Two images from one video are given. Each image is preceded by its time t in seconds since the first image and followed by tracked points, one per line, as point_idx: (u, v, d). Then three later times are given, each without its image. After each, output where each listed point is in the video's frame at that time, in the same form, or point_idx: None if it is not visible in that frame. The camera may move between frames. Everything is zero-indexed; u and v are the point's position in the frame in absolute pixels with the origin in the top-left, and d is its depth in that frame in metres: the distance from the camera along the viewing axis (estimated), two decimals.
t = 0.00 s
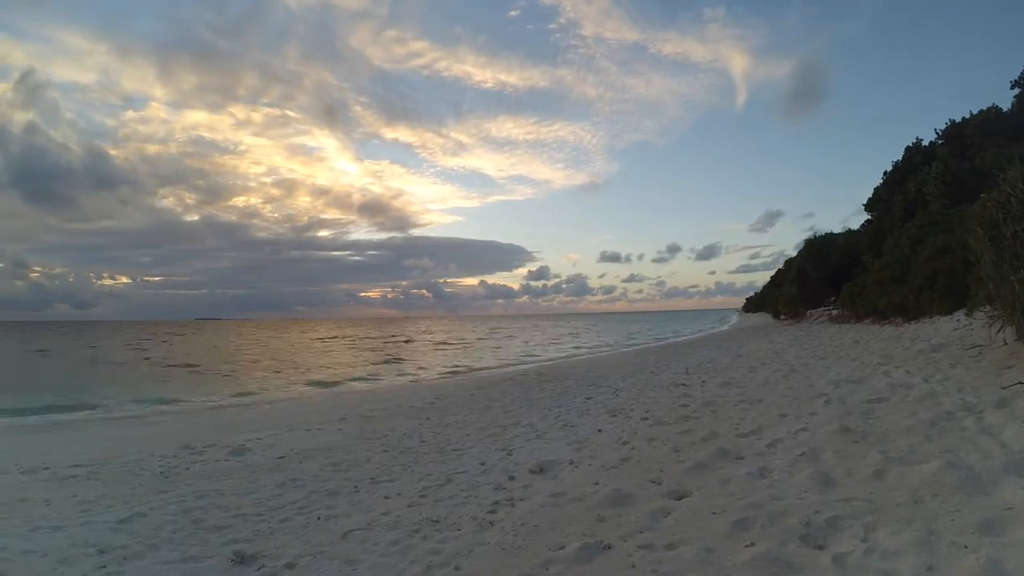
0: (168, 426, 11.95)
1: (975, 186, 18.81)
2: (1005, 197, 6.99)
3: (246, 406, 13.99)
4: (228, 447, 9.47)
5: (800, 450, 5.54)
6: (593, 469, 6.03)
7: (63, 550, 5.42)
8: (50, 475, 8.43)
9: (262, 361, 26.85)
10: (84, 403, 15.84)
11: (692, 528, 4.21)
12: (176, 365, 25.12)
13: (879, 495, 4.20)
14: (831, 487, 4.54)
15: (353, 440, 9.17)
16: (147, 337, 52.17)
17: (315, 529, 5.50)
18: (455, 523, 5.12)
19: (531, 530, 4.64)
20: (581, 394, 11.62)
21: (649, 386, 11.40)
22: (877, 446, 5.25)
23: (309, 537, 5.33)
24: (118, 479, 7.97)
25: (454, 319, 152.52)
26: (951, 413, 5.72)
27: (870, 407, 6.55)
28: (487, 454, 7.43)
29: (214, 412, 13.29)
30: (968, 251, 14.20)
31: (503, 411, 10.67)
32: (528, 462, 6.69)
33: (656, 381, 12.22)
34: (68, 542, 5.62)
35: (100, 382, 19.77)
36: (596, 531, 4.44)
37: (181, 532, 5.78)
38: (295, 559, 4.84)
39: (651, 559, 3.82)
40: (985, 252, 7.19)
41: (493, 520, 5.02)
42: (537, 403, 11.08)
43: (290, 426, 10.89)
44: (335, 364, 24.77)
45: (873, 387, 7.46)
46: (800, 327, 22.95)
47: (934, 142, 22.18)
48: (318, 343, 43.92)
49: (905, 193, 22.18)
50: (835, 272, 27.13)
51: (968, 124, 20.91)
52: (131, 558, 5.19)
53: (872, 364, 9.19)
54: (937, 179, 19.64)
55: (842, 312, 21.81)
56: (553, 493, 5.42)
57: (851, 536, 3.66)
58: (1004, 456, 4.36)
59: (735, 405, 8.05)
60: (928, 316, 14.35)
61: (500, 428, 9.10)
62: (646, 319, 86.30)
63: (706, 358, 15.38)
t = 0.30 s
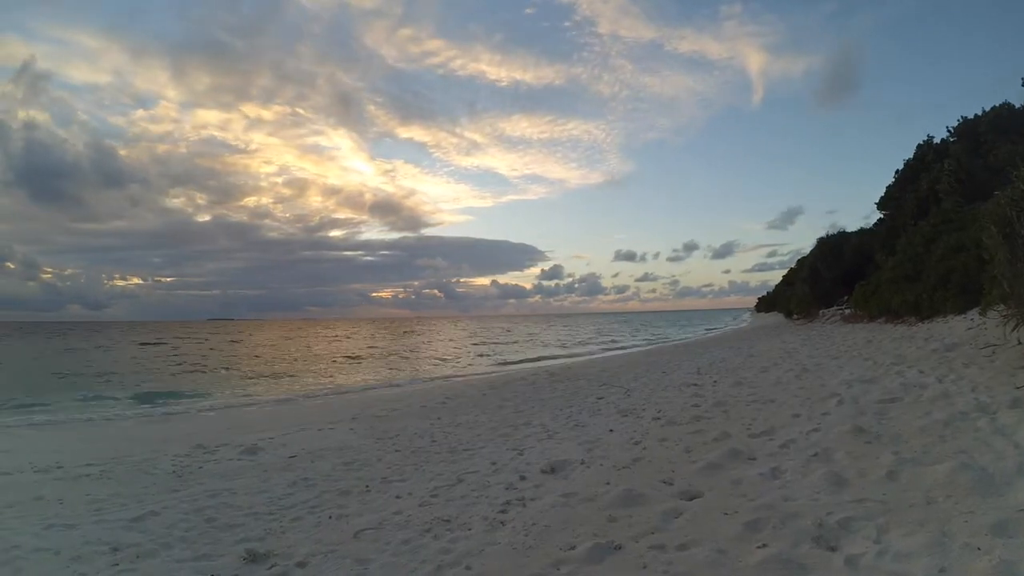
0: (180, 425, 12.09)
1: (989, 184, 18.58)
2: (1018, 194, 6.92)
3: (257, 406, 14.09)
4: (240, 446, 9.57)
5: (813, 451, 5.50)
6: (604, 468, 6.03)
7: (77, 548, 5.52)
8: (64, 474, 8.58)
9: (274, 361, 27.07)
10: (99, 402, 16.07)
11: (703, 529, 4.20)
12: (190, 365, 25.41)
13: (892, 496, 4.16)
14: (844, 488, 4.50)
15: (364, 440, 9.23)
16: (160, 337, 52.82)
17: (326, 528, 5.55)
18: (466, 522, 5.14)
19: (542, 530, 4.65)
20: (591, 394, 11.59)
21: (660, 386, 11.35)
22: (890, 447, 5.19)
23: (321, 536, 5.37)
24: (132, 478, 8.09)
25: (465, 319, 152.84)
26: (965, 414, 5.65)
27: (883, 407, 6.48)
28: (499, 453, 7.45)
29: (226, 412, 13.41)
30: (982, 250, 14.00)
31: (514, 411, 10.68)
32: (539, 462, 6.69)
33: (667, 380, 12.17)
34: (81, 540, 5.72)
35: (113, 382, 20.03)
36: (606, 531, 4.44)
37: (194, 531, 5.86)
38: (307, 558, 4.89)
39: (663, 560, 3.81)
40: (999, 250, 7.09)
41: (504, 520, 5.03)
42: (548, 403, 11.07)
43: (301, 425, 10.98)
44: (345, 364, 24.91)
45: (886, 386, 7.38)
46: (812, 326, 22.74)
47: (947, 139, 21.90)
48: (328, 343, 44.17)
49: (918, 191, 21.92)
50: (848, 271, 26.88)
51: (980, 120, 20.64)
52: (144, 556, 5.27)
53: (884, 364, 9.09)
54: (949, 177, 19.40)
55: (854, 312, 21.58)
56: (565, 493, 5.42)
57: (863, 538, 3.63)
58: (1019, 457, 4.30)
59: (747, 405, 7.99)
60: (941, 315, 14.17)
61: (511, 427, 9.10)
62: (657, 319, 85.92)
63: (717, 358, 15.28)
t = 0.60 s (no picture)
0: (194, 425, 12.22)
1: (1003, 181, 18.31)
2: None
3: (269, 406, 14.20)
4: (252, 445, 9.66)
5: (826, 451, 5.45)
6: (615, 469, 6.01)
7: (89, 546, 5.61)
8: (78, 473, 8.72)
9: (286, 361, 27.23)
10: (114, 402, 16.28)
11: (714, 530, 4.18)
12: (203, 365, 25.65)
13: (905, 497, 4.11)
14: (856, 489, 4.46)
15: (376, 440, 9.28)
16: (175, 338, 53.45)
17: (338, 527, 5.59)
18: (478, 522, 5.15)
19: (553, 530, 4.64)
20: (602, 394, 11.56)
21: (672, 386, 11.29)
22: (903, 447, 5.13)
23: (332, 535, 5.41)
24: (145, 477, 8.20)
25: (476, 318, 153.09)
26: (979, 414, 5.57)
27: (896, 407, 6.41)
28: (510, 453, 7.45)
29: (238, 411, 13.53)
30: (996, 248, 13.81)
31: (525, 411, 10.68)
32: (551, 462, 6.69)
33: (678, 380, 12.10)
34: (94, 539, 5.81)
35: (128, 382, 20.27)
36: (617, 531, 4.43)
37: (207, 529, 5.92)
38: (318, 557, 4.92)
39: (674, 561, 3.80)
40: (1012, 248, 6.99)
41: (515, 520, 5.04)
42: (559, 403, 11.05)
43: (312, 425, 11.05)
44: (356, 364, 25.03)
45: (899, 386, 7.29)
46: (825, 326, 22.50)
47: (960, 136, 21.61)
48: (339, 343, 44.44)
49: (931, 189, 21.64)
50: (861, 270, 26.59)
51: (993, 116, 20.35)
52: (156, 554, 5.34)
53: (897, 364, 8.99)
54: (962, 174, 19.14)
55: (868, 311, 21.34)
56: (576, 493, 5.42)
57: (876, 539, 3.59)
58: None
59: (759, 405, 7.93)
60: (955, 314, 13.99)
61: (522, 428, 9.09)
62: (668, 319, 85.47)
63: (729, 357, 15.17)
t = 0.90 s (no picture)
0: (206, 424, 12.34)
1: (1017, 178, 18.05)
2: None
3: (280, 406, 14.29)
4: (264, 445, 9.75)
5: (838, 451, 5.41)
6: (627, 469, 6.00)
7: (103, 544, 5.69)
8: (93, 472, 8.84)
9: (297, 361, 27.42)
10: (128, 402, 16.47)
11: (726, 530, 4.16)
12: (215, 365, 25.87)
13: (918, 498, 4.07)
14: (869, 489, 4.42)
15: (388, 439, 9.33)
16: (188, 338, 53.98)
17: (350, 526, 5.63)
18: (489, 522, 5.17)
19: (564, 530, 4.65)
20: (613, 394, 11.52)
21: (684, 386, 11.23)
22: (917, 448, 5.08)
23: (345, 534, 5.45)
24: (158, 476, 8.30)
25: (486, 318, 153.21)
26: (993, 414, 5.50)
27: (910, 407, 6.34)
28: (522, 453, 7.46)
29: (250, 411, 13.64)
30: (1010, 246, 13.63)
31: (537, 411, 10.67)
32: (562, 462, 6.68)
33: (690, 380, 12.03)
34: (107, 537, 5.90)
35: (142, 382, 20.50)
36: (629, 532, 4.42)
37: (219, 528, 5.99)
38: (330, 555, 4.97)
39: (685, 561, 3.79)
40: None
41: (526, 520, 5.04)
42: (570, 403, 11.03)
43: (324, 425, 11.12)
44: (366, 364, 25.11)
45: (912, 386, 7.21)
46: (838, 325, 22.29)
47: (973, 133, 21.33)
48: (350, 343, 44.66)
49: (944, 187, 21.37)
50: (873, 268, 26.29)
51: (1006, 112, 20.06)
52: (169, 552, 5.41)
53: (910, 363, 8.89)
54: (975, 171, 18.89)
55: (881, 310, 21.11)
56: (587, 493, 5.41)
57: (888, 540, 3.56)
58: None
59: (771, 405, 7.87)
60: (968, 313, 13.82)
61: (534, 427, 9.09)
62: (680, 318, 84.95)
63: (741, 357, 15.06)
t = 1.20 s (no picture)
0: (220, 424, 12.47)
1: None
2: None
3: (291, 406, 14.38)
4: (277, 444, 9.82)
5: (852, 452, 5.36)
6: (639, 469, 5.99)
7: (116, 543, 5.78)
8: (106, 471, 8.95)
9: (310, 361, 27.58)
10: (143, 402, 16.68)
11: (738, 531, 4.14)
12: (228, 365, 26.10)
13: (932, 499, 4.03)
14: (882, 490, 4.38)
15: (400, 439, 9.38)
16: (201, 339, 54.52)
17: (362, 525, 5.67)
18: (501, 521, 5.18)
19: (576, 530, 4.65)
20: (625, 394, 11.48)
21: (696, 386, 11.17)
22: (931, 448, 5.02)
23: (357, 533, 5.49)
24: (171, 476, 8.39)
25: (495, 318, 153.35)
26: (1008, 414, 5.42)
27: (924, 407, 6.27)
28: (534, 453, 7.47)
29: (262, 411, 13.77)
30: None
31: (549, 411, 10.67)
32: (574, 462, 6.69)
33: (702, 380, 11.97)
34: (120, 535, 5.98)
35: (157, 382, 20.74)
36: (640, 532, 4.42)
37: (232, 527, 6.05)
38: (342, 555, 5.00)
39: (697, 562, 3.78)
40: None
41: (538, 520, 5.05)
42: (582, 403, 11.01)
43: (336, 424, 11.19)
44: (377, 364, 25.24)
45: (926, 386, 7.13)
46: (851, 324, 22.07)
47: (987, 129, 21.05)
48: (361, 343, 44.86)
49: (958, 184, 21.10)
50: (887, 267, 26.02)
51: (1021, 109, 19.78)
52: (181, 550, 5.48)
53: (924, 363, 8.80)
54: (989, 168, 18.66)
55: (895, 309, 20.88)
56: (599, 493, 5.42)
57: (901, 542, 3.54)
58: None
59: (784, 405, 7.82)
60: (982, 312, 13.65)
61: (546, 427, 9.08)
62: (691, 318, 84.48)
63: (753, 357, 14.95)
